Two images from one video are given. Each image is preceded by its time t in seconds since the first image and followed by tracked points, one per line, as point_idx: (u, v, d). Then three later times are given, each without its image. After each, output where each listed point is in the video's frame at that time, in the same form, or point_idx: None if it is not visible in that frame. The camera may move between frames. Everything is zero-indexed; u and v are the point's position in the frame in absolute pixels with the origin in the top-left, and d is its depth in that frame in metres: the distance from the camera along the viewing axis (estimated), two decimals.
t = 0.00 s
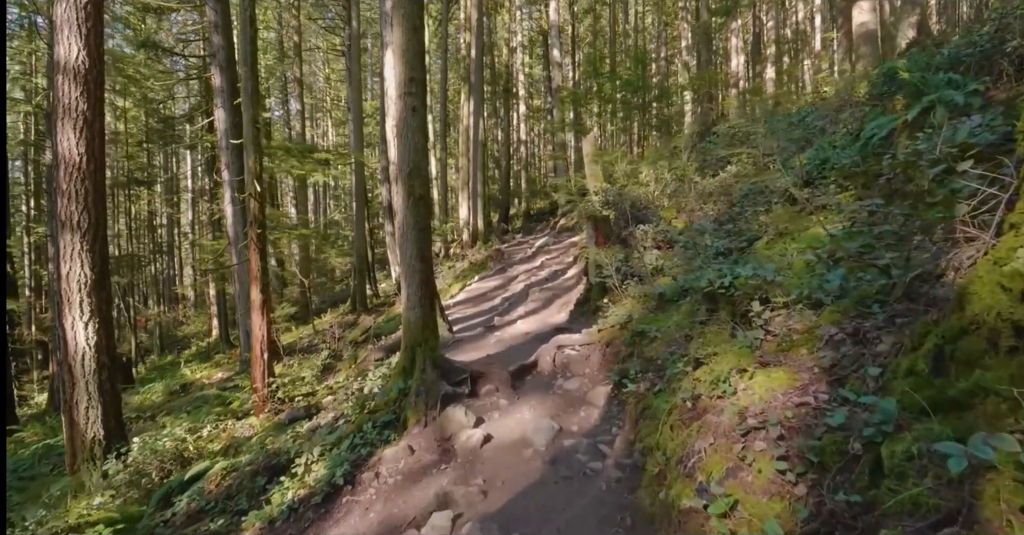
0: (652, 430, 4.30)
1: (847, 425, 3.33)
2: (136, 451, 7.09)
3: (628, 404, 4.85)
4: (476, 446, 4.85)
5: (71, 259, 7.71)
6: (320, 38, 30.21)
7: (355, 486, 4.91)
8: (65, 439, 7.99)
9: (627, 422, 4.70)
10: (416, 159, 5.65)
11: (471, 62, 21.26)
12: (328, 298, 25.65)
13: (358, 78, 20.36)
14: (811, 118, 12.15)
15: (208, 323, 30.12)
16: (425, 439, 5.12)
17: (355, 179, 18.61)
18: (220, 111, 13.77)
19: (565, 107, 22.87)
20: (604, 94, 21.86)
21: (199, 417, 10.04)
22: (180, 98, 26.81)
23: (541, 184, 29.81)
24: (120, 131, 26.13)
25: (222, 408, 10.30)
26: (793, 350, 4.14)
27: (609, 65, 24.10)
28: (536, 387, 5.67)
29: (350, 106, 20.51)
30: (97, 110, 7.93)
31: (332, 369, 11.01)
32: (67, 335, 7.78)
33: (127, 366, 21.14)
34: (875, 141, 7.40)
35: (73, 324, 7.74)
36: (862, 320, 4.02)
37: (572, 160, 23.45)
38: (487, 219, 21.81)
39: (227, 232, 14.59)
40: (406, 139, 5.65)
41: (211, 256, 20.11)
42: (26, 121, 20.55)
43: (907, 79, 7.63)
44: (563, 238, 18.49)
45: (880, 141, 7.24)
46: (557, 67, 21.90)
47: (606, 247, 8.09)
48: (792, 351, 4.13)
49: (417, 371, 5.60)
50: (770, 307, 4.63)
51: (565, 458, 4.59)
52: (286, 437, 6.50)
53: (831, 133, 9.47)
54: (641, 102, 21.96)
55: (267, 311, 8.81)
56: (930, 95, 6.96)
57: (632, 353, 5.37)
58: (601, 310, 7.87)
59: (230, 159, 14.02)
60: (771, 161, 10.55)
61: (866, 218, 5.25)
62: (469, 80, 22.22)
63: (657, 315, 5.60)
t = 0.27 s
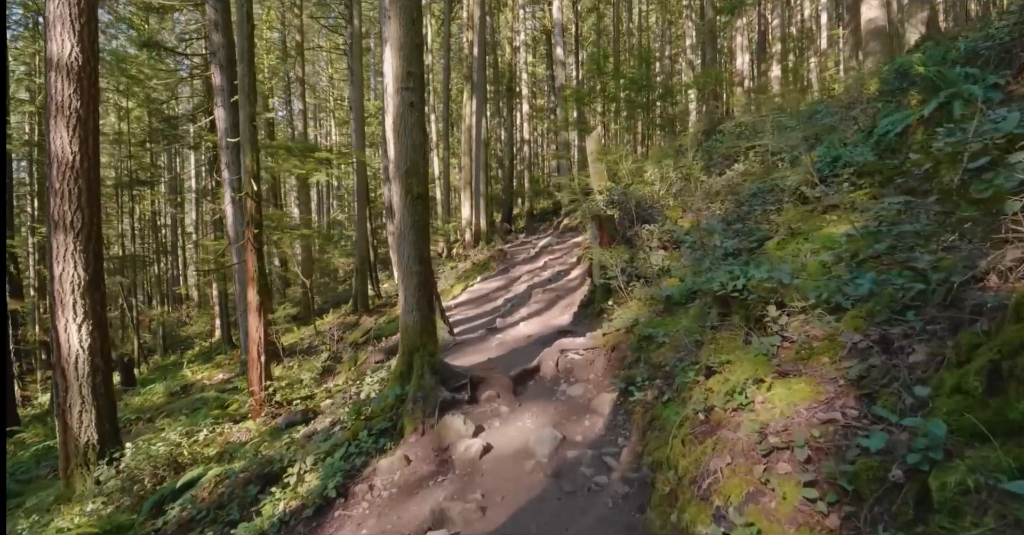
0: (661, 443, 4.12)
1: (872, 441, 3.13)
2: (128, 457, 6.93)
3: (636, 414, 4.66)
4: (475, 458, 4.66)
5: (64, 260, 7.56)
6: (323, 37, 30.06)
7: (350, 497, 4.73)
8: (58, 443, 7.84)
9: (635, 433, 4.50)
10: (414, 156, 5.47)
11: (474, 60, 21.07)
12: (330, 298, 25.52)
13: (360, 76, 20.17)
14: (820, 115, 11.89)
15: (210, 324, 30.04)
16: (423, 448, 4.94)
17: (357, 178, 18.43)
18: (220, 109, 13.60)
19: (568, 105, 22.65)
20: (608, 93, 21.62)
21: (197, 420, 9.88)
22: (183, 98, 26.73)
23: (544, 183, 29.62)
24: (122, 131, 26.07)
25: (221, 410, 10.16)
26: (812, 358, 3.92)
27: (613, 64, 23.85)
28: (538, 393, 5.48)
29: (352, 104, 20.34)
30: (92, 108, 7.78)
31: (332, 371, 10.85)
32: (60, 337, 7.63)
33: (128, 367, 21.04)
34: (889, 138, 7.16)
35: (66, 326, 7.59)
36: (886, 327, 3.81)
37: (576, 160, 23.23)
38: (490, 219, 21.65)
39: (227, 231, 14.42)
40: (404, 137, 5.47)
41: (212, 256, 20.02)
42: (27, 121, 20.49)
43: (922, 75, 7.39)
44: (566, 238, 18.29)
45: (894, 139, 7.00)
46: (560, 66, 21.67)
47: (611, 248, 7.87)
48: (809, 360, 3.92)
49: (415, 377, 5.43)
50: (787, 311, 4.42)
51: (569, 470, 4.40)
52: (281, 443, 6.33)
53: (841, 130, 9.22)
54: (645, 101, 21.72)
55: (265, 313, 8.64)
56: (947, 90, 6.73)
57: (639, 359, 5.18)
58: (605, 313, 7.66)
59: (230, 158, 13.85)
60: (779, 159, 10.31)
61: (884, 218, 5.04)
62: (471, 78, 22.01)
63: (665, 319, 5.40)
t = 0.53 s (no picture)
0: (670, 458, 3.92)
1: (898, 460, 2.92)
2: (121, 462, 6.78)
3: (643, 425, 4.46)
4: (473, 470, 4.47)
5: (57, 261, 7.41)
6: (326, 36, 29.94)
7: (342, 511, 4.55)
8: (51, 447, 7.71)
9: (642, 445, 4.32)
10: (411, 154, 5.28)
11: (476, 59, 20.87)
12: (332, 298, 25.40)
13: (362, 75, 20.00)
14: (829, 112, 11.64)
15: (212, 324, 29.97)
16: (419, 459, 4.76)
17: (359, 178, 18.24)
18: (219, 107, 13.43)
19: (571, 104, 22.45)
20: (612, 91, 21.41)
21: (195, 423, 9.76)
22: (185, 98, 26.65)
23: (547, 183, 29.42)
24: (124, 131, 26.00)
25: (219, 414, 10.01)
26: (834, 368, 3.68)
27: (617, 62, 23.63)
28: (540, 399, 5.28)
29: (354, 103, 20.18)
30: (84, 105, 7.61)
31: (331, 373, 10.68)
32: (53, 340, 7.48)
33: (129, 368, 20.95)
34: (903, 136, 6.92)
35: (59, 329, 7.45)
36: (911, 336, 3.58)
37: (579, 159, 23.01)
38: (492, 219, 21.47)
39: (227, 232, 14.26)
40: (400, 133, 5.27)
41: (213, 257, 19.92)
42: (29, 120, 20.43)
43: (937, 69, 7.14)
44: (570, 238, 18.09)
45: (909, 136, 6.76)
46: (564, 64, 21.45)
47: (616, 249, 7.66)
48: (828, 370, 3.70)
49: (412, 383, 5.26)
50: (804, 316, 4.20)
51: (571, 484, 4.20)
52: (275, 449, 6.17)
53: (852, 127, 8.97)
54: (649, 100, 21.49)
55: (262, 315, 8.46)
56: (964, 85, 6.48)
57: (647, 367, 4.99)
58: (610, 316, 7.45)
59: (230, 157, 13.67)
60: (788, 158, 10.07)
61: (902, 218, 4.83)
62: (474, 77, 21.83)
63: (674, 324, 5.20)
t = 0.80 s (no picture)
0: (683, 473, 3.73)
1: (933, 487, 2.72)
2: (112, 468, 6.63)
3: (652, 436, 4.28)
4: (472, 482, 4.29)
5: (49, 261, 7.26)
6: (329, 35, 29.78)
7: (333, 525, 4.36)
8: (44, 452, 7.56)
9: (650, 457, 4.16)
10: (408, 150, 5.11)
11: (478, 57, 20.68)
12: (334, 298, 25.26)
13: (364, 73, 19.82)
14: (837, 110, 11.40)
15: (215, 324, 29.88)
16: (416, 470, 4.59)
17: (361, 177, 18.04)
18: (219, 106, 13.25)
19: (575, 103, 22.24)
20: (616, 90, 21.18)
21: (193, 427, 9.61)
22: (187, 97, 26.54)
23: (551, 183, 29.20)
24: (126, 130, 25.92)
25: (217, 417, 9.85)
26: (860, 377, 3.53)
27: (622, 60, 23.39)
28: (542, 406, 5.20)
29: (355, 102, 19.98)
30: (78, 102, 7.46)
31: (330, 376, 10.51)
32: (45, 342, 7.33)
33: (130, 368, 20.87)
34: (918, 131, 6.71)
35: (51, 330, 7.30)
36: (945, 343, 3.36)
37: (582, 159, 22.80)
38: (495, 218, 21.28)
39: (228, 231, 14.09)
40: (397, 128, 5.09)
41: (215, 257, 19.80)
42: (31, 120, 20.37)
43: (953, 63, 6.93)
44: (573, 238, 17.88)
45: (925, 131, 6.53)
46: (567, 63, 21.23)
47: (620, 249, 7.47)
48: (854, 380, 3.54)
49: (409, 389, 5.10)
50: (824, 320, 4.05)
51: (575, 499, 4.01)
52: (270, 455, 6.00)
53: (863, 124, 8.74)
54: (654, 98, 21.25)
55: (259, 316, 8.28)
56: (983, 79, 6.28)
57: (655, 372, 4.81)
58: (614, 318, 7.26)
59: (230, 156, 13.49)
60: (796, 156, 9.84)
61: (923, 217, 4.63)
62: (476, 75, 21.64)
63: (685, 327, 5.02)
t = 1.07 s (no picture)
0: (697, 489, 3.53)
1: (973, 515, 2.51)
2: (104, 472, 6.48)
3: (662, 448, 4.07)
4: (471, 496, 4.09)
5: (41, 261, 7.10)
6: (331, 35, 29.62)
7: None
8: (36, 456, 7.40)
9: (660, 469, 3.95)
10: (406, 145, 4.93)
11: (481, 55, 20.46)
12: (337, 299, 25.10)
13: (366, 72, 19.65)
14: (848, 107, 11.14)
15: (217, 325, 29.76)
16: (412, 481, 4.39)
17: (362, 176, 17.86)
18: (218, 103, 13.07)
19: (578, 102, 22.01)
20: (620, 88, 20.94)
21: (190, 430, 9.46)
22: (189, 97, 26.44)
23: (554, 183, 28.96)
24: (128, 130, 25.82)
25: (214, 419, 9.68)
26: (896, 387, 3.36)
27: (626, 58, 23.14)
28: (545, 412, 5.00)
29: (357, 101, 19.80)
30: (71, 98, 7.29)
31: (330, 378, 10.33)
32: (37, 343, 7.18)
33: (132, 369, 20.79)
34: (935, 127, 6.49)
35: (43, 332, 7.14)
36: (990, 351, 3.21)
37: (586, 158, 22.56)
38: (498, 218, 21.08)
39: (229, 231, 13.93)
40: (394, 122, 4.91)
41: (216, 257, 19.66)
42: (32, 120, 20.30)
43: (971, 56, 6.71)
44: (577, 237, 17.66)
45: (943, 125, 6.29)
46: (571, 62, 21.00)
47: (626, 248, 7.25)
48: (886, 390, 3.38)
49: (406, 395, 4.92)
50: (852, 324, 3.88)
51: (581, 514, 3.82)
52: (264, 461, 5.83)
53: (875, 121, 8.52)
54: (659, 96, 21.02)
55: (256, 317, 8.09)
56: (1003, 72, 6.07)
57: (666, 378, 4.61)
58: (620, 320, 7.05)
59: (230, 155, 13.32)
60: (806, 153, 9.60)
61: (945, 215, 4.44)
62: (479, 73, 21.43)
63: (698, 330, 4.84)
